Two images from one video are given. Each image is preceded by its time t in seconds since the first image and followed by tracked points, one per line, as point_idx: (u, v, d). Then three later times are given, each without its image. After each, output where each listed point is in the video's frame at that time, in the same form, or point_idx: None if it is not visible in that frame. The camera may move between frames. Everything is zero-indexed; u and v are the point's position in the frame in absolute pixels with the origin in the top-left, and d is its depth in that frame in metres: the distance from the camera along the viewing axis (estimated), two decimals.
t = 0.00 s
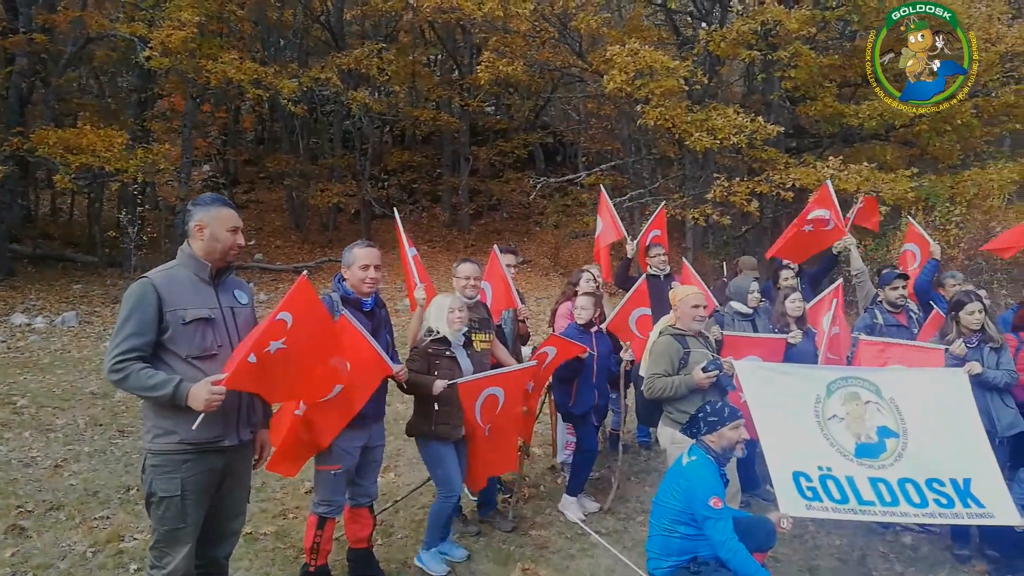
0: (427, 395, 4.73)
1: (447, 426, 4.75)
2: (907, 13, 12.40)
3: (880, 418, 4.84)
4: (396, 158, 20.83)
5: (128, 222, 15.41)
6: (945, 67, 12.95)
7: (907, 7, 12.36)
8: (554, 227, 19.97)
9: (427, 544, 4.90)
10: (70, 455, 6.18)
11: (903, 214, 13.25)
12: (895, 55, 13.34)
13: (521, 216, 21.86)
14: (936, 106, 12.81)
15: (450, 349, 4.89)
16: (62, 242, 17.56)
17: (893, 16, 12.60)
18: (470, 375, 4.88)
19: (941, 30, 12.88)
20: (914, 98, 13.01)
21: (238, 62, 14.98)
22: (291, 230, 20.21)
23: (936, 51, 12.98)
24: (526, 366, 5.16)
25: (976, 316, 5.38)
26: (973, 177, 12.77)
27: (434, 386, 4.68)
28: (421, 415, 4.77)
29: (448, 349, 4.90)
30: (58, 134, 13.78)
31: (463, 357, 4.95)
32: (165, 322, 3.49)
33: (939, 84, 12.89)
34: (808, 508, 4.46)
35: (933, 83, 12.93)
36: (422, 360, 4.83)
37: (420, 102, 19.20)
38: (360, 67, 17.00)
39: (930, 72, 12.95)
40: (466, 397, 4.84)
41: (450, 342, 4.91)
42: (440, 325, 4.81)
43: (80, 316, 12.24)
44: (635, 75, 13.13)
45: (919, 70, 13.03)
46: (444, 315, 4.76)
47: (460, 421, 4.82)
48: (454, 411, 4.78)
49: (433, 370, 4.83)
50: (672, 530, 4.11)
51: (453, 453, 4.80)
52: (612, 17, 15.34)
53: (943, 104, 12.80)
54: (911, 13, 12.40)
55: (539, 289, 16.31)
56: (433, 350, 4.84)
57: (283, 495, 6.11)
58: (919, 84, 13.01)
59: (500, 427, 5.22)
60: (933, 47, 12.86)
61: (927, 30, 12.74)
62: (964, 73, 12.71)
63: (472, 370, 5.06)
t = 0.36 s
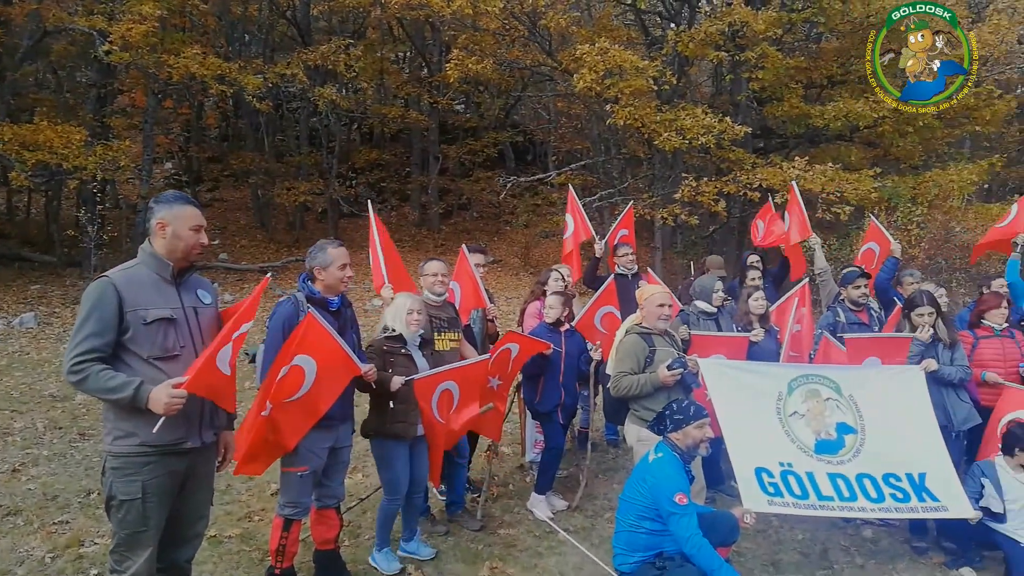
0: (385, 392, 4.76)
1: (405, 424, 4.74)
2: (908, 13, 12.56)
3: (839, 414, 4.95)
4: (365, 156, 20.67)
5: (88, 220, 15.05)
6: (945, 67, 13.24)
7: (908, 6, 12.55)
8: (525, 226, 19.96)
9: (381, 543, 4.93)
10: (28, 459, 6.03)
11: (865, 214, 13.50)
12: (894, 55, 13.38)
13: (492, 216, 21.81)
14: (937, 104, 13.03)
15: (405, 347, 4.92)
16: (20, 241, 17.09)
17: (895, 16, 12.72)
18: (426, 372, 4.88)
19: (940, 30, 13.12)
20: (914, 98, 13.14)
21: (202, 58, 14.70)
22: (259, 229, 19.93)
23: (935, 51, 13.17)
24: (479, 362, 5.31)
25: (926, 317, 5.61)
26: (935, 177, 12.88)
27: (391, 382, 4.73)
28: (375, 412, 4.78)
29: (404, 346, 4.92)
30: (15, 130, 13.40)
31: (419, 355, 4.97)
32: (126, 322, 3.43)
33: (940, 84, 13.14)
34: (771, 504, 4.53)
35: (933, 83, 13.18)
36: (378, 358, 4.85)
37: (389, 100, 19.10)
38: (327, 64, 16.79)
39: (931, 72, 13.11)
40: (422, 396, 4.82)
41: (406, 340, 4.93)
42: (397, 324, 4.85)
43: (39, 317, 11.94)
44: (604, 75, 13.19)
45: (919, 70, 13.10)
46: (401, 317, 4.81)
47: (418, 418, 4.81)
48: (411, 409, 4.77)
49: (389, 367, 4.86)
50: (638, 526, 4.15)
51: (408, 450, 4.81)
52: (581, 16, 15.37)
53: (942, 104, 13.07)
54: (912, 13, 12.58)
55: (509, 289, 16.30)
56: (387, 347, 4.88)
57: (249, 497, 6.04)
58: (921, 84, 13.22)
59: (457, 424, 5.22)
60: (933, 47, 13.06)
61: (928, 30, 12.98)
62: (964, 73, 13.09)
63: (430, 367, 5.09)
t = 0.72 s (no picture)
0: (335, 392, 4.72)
1: (354, 424, 4.71)
2: (906, 12, 12.87)
3: (792, 411, 5.05)
4: (326, 154, 20.46)
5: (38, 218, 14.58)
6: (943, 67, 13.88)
7: (909, 7, 12.74)
8: (489, 225, 19.91)
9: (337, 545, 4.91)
10: None
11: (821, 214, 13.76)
12: (894, 55, 13.65)
13: (455, 215, 21.71)
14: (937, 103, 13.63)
15: (355, 346, 4.88)
16: None
17: (894, 16, 13.02)
18: (378, 372, 4.84)
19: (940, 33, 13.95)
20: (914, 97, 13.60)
21: (157, 53, 14.36)
22: (217, 227, 19.56)
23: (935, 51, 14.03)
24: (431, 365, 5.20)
25: (875, 314, 5.74)
26: (887, 178, 13.00)
27: (339, 381, 4.68)
28: (324, 412, 4.75)
29: (355, 345, 4.88)
30: None
31: (370, 355, 4.93)
32: (71, 322, 3.33)
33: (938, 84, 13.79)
34: (726, 499, 4.61)
35: (931, 84, 13.74)
36: (329, 357, 4.81)
37: (351, 98, 18.97)
38: (287, 60, 16.51)
39: (931, 72, 13.76)
40: (373, 396, 4.80)
41: (357, 340, 4.89)
42: (351, 323, 4.83)
43: None
44: (566, 75, 13.24)
45: (919, 70, 13.70)
46: (356, 316, 4.79)
47: (367, 418, 4.78)
48: (360, 408, 4.74)
49: (340, 366, 4.82)
50: (596, 522, 4.18)
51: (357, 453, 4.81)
52: (544, 17, 15.38)
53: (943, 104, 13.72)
54: (912, 12, 12.71)
55: (472, 289, 16.25)
56: (337, 346, 4.84)
57: (204, 500, 5.94)
58: (921, 84, 13.79)
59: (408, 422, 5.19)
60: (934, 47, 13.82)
61: (928, 31, 13.73)
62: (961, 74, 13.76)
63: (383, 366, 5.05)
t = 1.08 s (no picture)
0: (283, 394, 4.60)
1: (305, 426, 4.62)
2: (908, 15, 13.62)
3: (744, 409, 4.99)
4: (281, 150, 20.10)
5: None
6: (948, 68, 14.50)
7: (913, 11, 13.41)
8: (447, 224, 19.78)
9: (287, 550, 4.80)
10: None
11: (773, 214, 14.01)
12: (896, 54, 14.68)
13: (414, 213, 21.53)
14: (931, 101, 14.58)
15: (308, 347, 4.77)
16: None
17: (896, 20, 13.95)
18: (332, 373, 4.75)
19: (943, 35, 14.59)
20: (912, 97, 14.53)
21: (104, 45, 13.88)
22: (168, 225, 19.04)
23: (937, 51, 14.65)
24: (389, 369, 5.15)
25: (821, 312, 5.80)
26: (838, 180, 13.33)
27: (285, 383, 4.55)
28: (274, 412, 4.64)
29: (306, 346, 4.76)
30: None
31: (323, 356, 4.82)
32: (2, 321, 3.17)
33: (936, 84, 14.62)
34: (676, 497, 4.75)
35: (930, 84, 14.61)
36: (278, 358, 4.65)
37: (307, 94, 18.73)
38: (241, 55, 16.11)
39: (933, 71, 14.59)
40: (326, 396, 4.70)
41: (309, 341, 4.78)
42: (302, 322, 4.75)
43: None
44: (524, 73, 13.22)
45: (919, 70, 14.54)
46: (305, 315, 4.68)
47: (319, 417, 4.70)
48: (312, 410, 4.64)
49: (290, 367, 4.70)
50: (548, 520, 4.16)
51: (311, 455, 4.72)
52: (503, 14, 15.28)
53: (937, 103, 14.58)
54: (913, 14, 13.21)
55: (430, 287, 16.13)
56: (289, 347, 4.70)
57: (148, 505, 5.75)
58: (923, 84, 14.56)
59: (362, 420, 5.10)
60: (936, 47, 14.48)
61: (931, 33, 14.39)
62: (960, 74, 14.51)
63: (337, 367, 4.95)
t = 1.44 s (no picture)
0: (229, 398, 4.47)
1: (253, 430, 4.52)
2: (906, 14, 13.85)
3: (689, 411, 4.99)
4: (228, 148, 19.69)
5: None
6: (945, 67, 14.74)
7: (908, 7, 13.78)
8: (400, 223, 19.63)
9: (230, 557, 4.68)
10: None
11: (721, 215, 14.31)
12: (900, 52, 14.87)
13: (366, 212, 21.30)
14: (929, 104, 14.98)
15: (255, 350, 4.61)
16: None
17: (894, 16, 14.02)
18: (280, 376, 4.68)
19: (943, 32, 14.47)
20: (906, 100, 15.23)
21: (40, 37, 13.35)
22: (110, 224, 18.44)
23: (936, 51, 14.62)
24: (339, 366, 5.11)
25: (762, 311, 5.97)
26: (781, 182, 13.86)
27: (233, 389, 4.42)
28: (219, 417, 4.53)
29: (254, 349, 4.61)
30: None
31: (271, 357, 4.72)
32: None
33: (936, 84, 14.83)
34: (619, 494, 4.93)
35: (930, 84, 14.84)
36: (225, 361, 4.49)
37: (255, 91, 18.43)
38: (187, 49, 15.67)
39: (930, 72, 14.78)
40: (274, 398, 4.66)
41: (256, 343, 4.64)
42: (250, 324, 4.57)
43: None
44: (476, 73, 13.21)
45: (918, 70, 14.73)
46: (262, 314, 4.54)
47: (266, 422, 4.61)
48: (261, 413, 4.55)
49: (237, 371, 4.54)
50: (495, 518, 4.18)
51: (255, 459, 4.62)
52: (455, 14, 15.21)
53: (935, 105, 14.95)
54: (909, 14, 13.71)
55: (382, 287, 16.00)
56: (235, 349, 4.54)
57: (86, 511, 5.56)
58: (921, 84, 14.97)
59: (310, 420, 5.07)
60: (932, 47, 14.36)
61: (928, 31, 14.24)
62: (960, 74, 14.42)
63: (284, 369, 4.87)
